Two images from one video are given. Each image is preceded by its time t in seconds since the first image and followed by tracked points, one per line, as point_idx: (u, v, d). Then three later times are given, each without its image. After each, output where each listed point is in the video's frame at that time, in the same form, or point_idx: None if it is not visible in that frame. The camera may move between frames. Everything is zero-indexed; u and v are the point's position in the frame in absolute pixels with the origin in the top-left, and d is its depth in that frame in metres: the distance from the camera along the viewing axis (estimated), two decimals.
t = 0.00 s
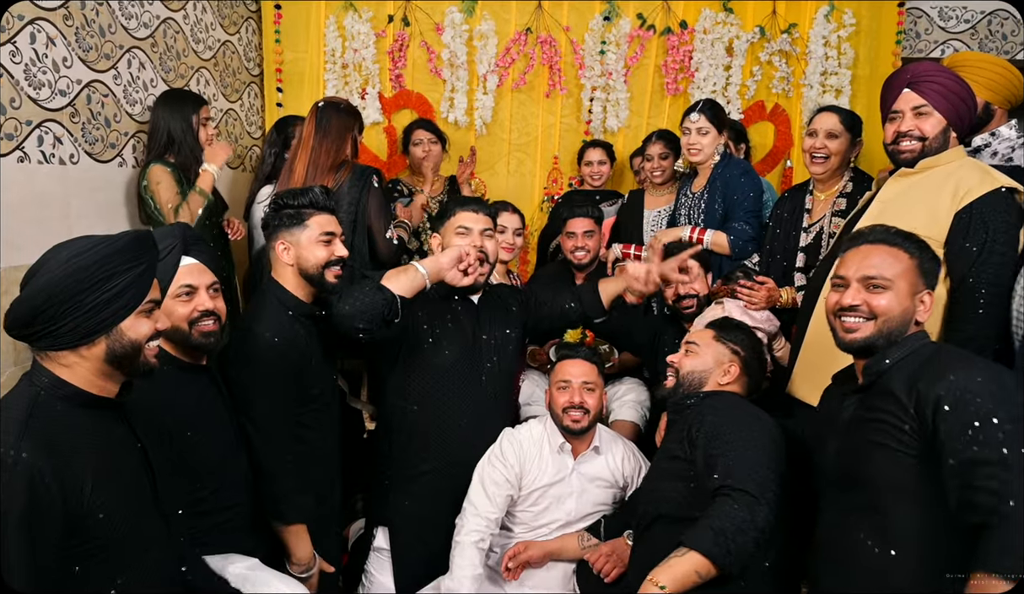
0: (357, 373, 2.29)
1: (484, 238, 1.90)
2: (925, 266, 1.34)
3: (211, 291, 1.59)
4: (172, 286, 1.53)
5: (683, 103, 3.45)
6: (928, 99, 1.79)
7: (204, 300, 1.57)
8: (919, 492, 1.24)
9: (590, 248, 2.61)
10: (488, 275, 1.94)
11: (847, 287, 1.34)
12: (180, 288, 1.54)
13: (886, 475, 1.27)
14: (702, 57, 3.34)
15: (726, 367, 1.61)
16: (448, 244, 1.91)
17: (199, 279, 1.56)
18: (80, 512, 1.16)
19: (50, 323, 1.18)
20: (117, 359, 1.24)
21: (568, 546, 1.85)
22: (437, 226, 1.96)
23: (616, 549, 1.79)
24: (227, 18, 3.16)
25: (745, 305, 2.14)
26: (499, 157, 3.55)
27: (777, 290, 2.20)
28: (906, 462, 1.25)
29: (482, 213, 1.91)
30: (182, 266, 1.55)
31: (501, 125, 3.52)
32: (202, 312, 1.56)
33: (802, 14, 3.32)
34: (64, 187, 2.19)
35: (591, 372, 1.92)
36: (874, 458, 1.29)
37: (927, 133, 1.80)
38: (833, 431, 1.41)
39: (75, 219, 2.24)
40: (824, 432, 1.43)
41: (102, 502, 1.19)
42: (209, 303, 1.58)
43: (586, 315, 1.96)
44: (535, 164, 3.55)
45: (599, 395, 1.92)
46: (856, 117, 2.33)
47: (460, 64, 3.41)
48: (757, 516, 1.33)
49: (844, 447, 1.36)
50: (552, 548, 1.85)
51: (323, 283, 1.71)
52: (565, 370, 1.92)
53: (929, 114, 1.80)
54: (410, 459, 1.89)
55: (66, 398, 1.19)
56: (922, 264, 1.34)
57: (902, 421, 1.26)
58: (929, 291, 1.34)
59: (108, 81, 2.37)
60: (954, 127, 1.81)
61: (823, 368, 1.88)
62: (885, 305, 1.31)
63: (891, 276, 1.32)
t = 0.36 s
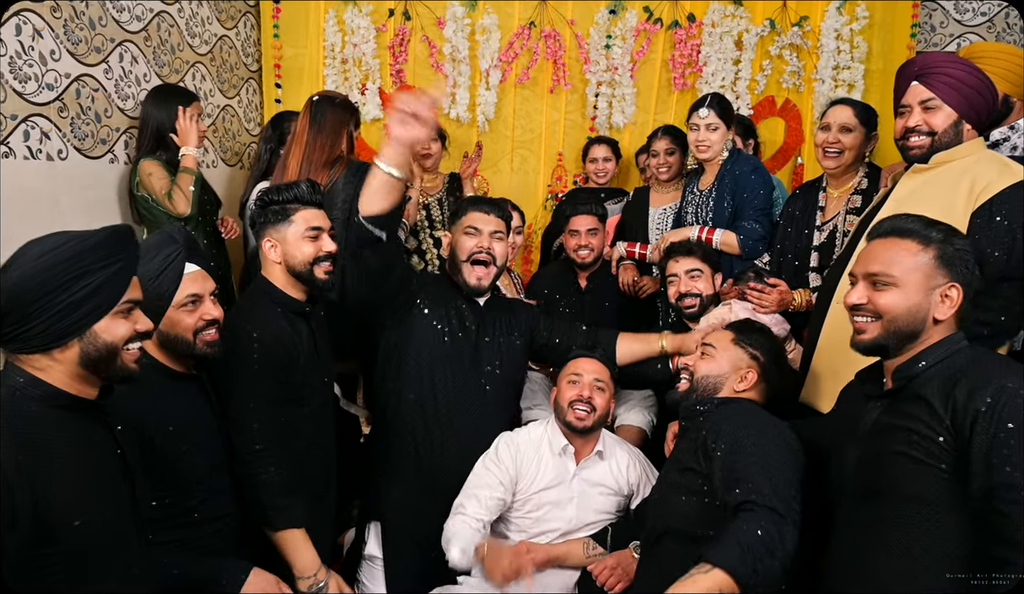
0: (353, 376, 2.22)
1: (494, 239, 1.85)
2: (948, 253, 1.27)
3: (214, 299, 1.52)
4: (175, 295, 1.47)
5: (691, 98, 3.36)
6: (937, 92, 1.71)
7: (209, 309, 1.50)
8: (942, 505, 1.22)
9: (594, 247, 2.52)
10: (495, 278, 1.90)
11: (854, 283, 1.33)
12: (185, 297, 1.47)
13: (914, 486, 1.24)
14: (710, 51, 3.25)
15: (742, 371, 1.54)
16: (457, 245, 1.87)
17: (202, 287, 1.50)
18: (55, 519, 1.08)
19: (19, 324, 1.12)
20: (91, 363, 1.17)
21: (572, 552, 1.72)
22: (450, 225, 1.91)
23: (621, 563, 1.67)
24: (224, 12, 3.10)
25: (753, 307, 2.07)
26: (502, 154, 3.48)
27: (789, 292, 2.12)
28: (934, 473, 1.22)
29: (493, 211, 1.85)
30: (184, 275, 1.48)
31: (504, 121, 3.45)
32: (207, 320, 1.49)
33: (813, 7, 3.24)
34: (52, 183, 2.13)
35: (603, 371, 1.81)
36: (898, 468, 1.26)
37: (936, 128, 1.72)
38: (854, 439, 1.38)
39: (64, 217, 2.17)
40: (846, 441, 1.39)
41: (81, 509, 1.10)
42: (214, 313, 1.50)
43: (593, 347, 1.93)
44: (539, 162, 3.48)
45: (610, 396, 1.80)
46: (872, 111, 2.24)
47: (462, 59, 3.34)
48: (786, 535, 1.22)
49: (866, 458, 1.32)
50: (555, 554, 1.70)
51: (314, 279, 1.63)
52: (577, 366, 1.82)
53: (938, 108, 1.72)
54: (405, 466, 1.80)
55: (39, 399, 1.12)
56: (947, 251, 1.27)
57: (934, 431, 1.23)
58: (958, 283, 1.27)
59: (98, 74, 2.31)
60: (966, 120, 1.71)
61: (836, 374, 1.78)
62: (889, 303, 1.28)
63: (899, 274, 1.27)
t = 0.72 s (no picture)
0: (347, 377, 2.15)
1: (499, 239, 1.75)
2: (958, 242, 1.23)
3: (207, 296, 1.45)
4: (167, 288, 1.39)
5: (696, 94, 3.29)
6: (943, 88, 1.65)
7: (202, 305, 1.42)
8: (952, 513, 1.15)
9: (597, 245, 2.46)
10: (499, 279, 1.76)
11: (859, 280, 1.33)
12: (176, 291, 1.39)
13: (921, 492, 1.17)
14: (715, 45, 3.18)
15: (738, 375, 1.45)
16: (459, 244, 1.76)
17: (194, 282, 1.43)
18: (9, 525, 1.01)
19: None
20: (38, 359, 1.10)
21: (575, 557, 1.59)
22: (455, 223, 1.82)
23: (623, 571, 1.53)
24: (220, 6, 3.04)
25: (760, 310, 2.01)
26: (503, 151, 3.41)
27: (800, 293, 2.05)
28: (944, 477, 1.16)
29: (499, 211, 1.76)
30: (177, 268, 1.41)
31: (506, 117, 3.39)
32: (199, 317, 1.41)
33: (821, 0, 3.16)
34: (37, 178, 2.07)
35: (616, 367, 1.76)
36: (907, 473, 1.20)
37: (945, 124, 1.65)
38: (866, 443, 1.31)
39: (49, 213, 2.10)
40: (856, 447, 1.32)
41: (34, 512, 1.03)
42: (207, 309, 1.42)
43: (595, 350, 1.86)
44: (541, 159, 3.41)
45: (621, 391, 1.73)
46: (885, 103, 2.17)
47: (462, 54, 3.28)
48: (786, 564, 1.16)
49: (873, 463, 1.26)
50: (558, 557, 1.58)
51: (305, 277, 1.57)
52: (591, 359, 1.77)
53: (945, 103, 1.65)
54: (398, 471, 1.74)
55: None
56: (956, 241, 1.23)
57: (945, 430, 1.17)
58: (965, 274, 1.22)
59: (87, 67, 2.25)
60: (977, 111, 1.64)
61: (848, 372, 1.70)
62: (891, 295, 1.26)
63: (897, 265, 1.26)
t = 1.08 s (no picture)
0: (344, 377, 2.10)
1: (498, 241, 1.65)
2: (966, 236, 1.16)
3: (179, 297, 1.36)
4: (132, 286, 1.32)
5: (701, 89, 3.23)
6: (957, 75, 1.60)
7: (167, 307, 1.33)
8: (975, 522, 1.10)
9: (600, 243, 2.40)
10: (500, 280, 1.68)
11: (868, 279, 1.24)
12: (140, 289, 1.32)
13: (942, 499, 1.12)
14: (721, 39, 3.12)
15: (728, 375, 1.37)
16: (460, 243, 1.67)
17: (164, 282, 1.34)
18: None
19: None
20: None
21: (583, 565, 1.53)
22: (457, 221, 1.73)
23: (624, 577, 1.48)
24: None
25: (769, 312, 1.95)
26: (505, 147, 3.36)
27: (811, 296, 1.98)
28: (968, 486, 1.10)
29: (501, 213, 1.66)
30: (146, 264, 1.34)
31: (507, 113, 3.33)
32: (161, 319, 1.32)
33: None
34: (25, 174, 2.01)
35: (624, 367, 1.67)
36: (927, 480, 1.14)
37: (967, 109, 1.59)
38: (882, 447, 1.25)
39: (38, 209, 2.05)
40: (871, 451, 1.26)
41: None
42: (172, 311, 1.33)
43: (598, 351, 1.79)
44: (543, 156, 3.35)
45: (631, 392, 1.64)
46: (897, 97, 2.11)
47: (462, 48, 3.22)
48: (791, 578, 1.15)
49: (891, 468, 1.20)
50: (568, 570, 1.51)
51: (296, 276, 1.52)
52: (601, 360, 1.69)
53: (961, 89, 1.60)
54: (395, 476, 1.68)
55: None
56: (964, 235, 1.16)
57: (969, 437, 1.10)
58: (976, 269, 1.15)
59: (77, 60, 2.20)
60: (994, 95, 1.61)
61: (857, 369, 1.65)
62: (901, 296, 1.18)
63: (907, 265, 1.18)
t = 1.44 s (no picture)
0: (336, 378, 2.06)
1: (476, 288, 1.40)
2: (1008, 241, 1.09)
3: (155, 291, 1.31)
4: (107, 281, 1.28)
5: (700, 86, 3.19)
6: (944, 72, 1.56)
7: (143, 302, 1.29)
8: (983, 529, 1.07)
9: (597, 241, 2.35)
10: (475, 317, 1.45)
11: (906, 263, 1.11)
12: (115, 285, 1.28)
13: (948, 503, 1.08)
14: (721, 35, 3.07)
15: (707, 372, 1.32)
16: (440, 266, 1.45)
17: (140, 277, 1.29)
18: None
19: None
20: None
21: (569, 581, 1.46)
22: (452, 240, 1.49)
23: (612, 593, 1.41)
24: None
25: (770, 311, 1.90)
26: (502, 145, 3.33)
27: (812, 294, 1.94)
28: (981, 493, 1.06)
29: (491, 254, 1.40)
30: (121, 258, 1.29)
31: (504, 111, 3.30)
32: (138, 315, 1.29)
33: None
34: (9, 171, 1.97)
35: (597, 363, 1.58)
36: (932, 485, 1.10)
37: (955, 106, 1.55)
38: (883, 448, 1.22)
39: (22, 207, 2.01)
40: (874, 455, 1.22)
41: None
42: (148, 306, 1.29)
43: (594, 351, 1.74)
44: (541, 154, 3.33)
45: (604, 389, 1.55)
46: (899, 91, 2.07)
47: (458, 45, 3.19)
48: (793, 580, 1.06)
49: (893, 472, 1.16)
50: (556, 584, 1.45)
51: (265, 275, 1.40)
52: (570, 357, 1.60)
53: (950, 85, 1.56)
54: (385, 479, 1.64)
55: None
56: (1004, 242, 1.10)
57: (981, 440, 1.06)
58: (1011, 277, 1.10)
59: (64, 55, 2.15)
60: (984, 88, 1.55)
61: (853, 368, 1.61)
62: (956, 289, 1.08)
63: (966, 253, 1.08)
